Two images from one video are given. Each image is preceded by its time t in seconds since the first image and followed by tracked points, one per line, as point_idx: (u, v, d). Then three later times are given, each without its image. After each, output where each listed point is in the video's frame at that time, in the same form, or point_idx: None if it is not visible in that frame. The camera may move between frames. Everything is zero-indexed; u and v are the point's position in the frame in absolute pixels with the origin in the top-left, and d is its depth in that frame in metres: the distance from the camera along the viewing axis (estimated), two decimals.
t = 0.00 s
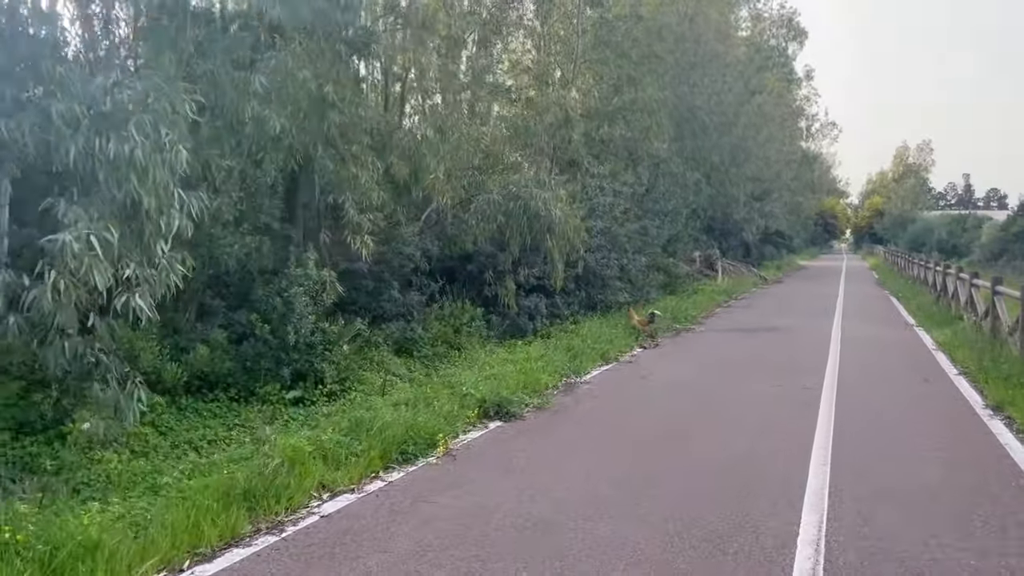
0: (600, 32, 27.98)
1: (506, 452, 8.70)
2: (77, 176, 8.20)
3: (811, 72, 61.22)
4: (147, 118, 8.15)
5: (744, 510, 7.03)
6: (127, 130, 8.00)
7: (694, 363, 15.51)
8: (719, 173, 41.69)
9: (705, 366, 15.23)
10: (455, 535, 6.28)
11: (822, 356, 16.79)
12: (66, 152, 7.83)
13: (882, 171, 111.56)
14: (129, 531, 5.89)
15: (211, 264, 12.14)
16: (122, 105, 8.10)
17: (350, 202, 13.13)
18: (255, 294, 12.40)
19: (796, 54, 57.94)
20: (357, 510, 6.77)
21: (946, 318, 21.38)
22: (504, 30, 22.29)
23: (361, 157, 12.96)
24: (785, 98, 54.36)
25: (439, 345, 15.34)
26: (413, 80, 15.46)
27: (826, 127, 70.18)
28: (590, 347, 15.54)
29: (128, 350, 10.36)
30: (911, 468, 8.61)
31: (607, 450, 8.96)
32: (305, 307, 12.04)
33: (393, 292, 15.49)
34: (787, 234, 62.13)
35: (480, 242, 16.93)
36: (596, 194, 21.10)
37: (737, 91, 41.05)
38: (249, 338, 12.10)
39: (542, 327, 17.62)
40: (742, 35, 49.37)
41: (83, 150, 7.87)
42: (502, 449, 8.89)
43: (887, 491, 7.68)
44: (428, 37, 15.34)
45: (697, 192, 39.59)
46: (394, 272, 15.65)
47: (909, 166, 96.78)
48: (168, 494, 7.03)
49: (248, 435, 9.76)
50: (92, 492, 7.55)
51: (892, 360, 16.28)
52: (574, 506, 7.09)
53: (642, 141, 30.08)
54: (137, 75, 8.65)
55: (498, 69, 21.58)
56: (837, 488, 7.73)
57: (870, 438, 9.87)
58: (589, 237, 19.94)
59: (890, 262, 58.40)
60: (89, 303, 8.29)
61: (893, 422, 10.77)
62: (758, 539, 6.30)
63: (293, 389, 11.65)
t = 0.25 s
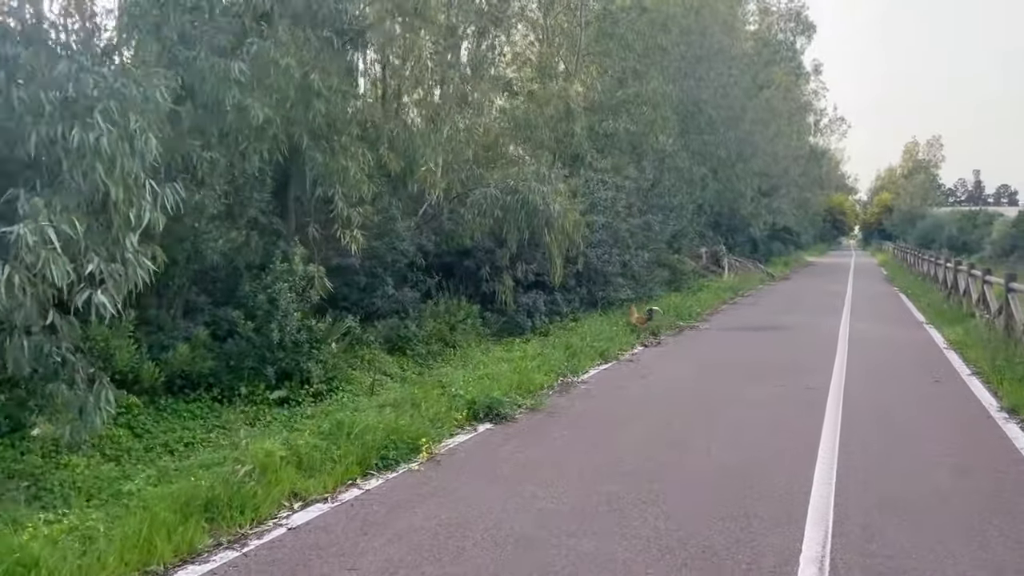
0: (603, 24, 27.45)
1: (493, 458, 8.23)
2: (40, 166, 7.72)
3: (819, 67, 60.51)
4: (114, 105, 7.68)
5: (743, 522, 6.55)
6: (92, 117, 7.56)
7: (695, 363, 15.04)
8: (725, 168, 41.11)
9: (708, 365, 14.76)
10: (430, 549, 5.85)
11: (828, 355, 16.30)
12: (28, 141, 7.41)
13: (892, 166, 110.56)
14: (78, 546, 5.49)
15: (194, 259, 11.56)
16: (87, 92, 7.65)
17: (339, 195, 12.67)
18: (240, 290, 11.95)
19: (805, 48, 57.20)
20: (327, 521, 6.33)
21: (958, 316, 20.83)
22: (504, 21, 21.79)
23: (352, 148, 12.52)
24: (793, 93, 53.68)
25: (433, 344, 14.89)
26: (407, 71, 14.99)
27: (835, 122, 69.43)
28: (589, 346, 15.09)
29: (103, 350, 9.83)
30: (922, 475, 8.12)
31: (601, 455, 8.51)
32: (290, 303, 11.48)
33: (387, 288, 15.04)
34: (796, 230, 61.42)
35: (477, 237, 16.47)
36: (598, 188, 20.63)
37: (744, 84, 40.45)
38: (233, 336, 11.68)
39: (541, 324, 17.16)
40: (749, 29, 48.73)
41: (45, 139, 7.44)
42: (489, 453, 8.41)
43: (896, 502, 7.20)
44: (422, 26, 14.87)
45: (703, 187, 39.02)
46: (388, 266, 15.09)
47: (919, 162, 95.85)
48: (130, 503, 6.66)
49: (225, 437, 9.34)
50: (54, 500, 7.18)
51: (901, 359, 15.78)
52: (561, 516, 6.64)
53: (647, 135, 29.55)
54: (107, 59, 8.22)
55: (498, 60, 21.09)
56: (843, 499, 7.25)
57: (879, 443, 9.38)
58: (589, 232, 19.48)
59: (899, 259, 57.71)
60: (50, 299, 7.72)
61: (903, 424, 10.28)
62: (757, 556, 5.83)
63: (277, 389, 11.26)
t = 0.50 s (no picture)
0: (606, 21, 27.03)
1: (482, 470, 7.87)
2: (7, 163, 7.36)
3: (828, 65, 59.91)
4: (83, 102, 7.35)
5: (741, 543, 6.18)
6: (60, 115, 7.23)
7: (697, 366, 14.66)
8: (732, 167, 40.62)
9: (710, 370, 14.37)
10: (406, 573, 5.51)
11: (834, 359, 15.89)
12: None
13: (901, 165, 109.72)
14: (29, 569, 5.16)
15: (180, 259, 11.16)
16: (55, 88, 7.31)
17: (330, 195, 12.33)
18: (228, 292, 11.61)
19: (813, 46, 56.61)
20: (298, 541, 5.98)
21: (968, 319, 20.37)
22: (505, 17, 21.39)
23: (344, 146, 12.18)
24: (801, 91, 53.11)
25: (428, 347, 14.55)
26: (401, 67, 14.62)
27: (843, 120, 68.80)
28: (588, 350, 14.72)
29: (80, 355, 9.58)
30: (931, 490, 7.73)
31: (595, 467, 8.14)
32: (277, 307, 11.13)
33: (382, 290, 14.69)
34: (803, 229, 60.85)
35: (475, 238, 16.11)
36: (599, 187, 20.25)
37: (751, 82, 39.94)
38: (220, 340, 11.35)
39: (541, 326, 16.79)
40: (757, 26, 48.19)
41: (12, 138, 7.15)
42: (478, 465, 8.05)
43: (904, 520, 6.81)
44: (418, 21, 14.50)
45: (709, 186, 38.56)
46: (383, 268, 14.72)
47: (928, 160, 95.07)
48: (95, 519, 6.32)
49: (205, 447, 9.01)
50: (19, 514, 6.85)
51: (910, 363, 15.35)
52: (548, 535, 6.28)
53: (651, 134, 29.13)
54: (81, 53, 7.89)
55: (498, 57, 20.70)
56: (848, 517, 6.87)
57: (886, 454, 8.98)
58: (591, 233, 19.09)
59: (907, 258, 57.11)
60: (15, 304, 7.48)
61: (911, 433, 9.88)
62: None
63: (264, 395, 10.91)
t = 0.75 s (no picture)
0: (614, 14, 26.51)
1: (471, 478, 7.43)
2: None
3: (841, 60, 59.12)
4: (48, 87, 6.92)
5: (746, 560, 5.72)
6: (23, 100, 6.79)
7: (704, 367, 14.16)
8: (743, 163, 40.02)
9: (718, 370, 13.88)
10: None
11: (847, 359, 15.36)
12: None
13: (915, 163, 108.54)
14: None
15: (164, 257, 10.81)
16: (19, 71, 6.86)
17: (323, 188, 11.91)
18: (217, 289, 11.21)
19: (826, 41, 55.86)
20: (267, 557, 5.56)
21: (987, 318, 19.77)
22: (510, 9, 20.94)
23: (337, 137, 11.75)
24: (814, 87, 52.41)
25: (427, 346, 14.11)
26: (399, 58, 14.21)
27: (857, 116, 67.99)
28: (592, 349, 14.25)
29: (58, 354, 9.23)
30: (952, 499, 7.22)
31: (592, 475, 7.68)
32: (265, 305, 10.69)
33: (379, 287, 14.27)
34: (816, 227, 60.09)
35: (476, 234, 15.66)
36: (605, 182, 19.77)
37: (763, 77, 39.32)
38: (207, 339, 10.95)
39: (544, 325, 16.33)
40: (769, 21, 47.52)
41: None
42: (467, 472, 7.61)
43: (922, 533, 6.32)
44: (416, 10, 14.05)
45: (720, 183, 37.97)
46: (381, 264, 14.28)
47: (943, 157, 93.97)
48: (53, 531, 5.91)
49: (185, 451, 8.60)
50: None
51: (927, 364, 14.80)
52: (537, 549, 5.84)
53: (660, 129, 28.61)
54: (49, 37, 7.49)
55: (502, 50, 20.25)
56: (861, 529, 6.39)
57: (903, 460, 8.47)
58: (596, 229, 18.61)
59: (922, 256, 56.30)
60: None
61: (927, 438, 9.37)
62: None
63: (252, 396, 10.52)
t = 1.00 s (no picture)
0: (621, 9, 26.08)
1: (461, 490, 7.06)
2: None
3: (852, 58, 58.45)
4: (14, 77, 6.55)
5: None
6: None
7: (710, 370, 13.75)
8: (753, 162, 39.51)
9: (724, 374, 13.47)
10: None
11: (858, 362, 14.92)
12: None
13: (928, 161, 107.50)
14: None
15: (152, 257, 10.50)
16: None
17: (317, 186, 11.56)
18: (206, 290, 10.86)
19: (837, 38, 55.22)
20: None
21: (1002, 319, 19.27)
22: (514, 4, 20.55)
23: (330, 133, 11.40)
24: (825, 84, 51.80)
25: (424, 349, 13.75)
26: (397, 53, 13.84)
27: (868, 114, 67.27)
28: (594, 352, 13.86)
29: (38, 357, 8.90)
30: (970, 514, 6.81)
31: (589, 487, 7.29)
32: (255, 306, 10.29)
33: (377, 287, 13.92)
34: (827, 226, 59.45)
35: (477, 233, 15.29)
36: (610, 181, 19.38)
37: (773, 74, 38.79)
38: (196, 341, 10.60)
39: (547, 326, 15.95)
40: (780, 17, 46.96)
41: None
42: (458, 484, 7.23)
43: (939, 553, 5.92)
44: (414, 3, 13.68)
45: (729, 181, 37.47)
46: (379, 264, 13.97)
47: (956, 156, 93.02)
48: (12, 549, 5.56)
49: (167, 458, 8.26)
50: None
51: (941, 367, 14.34)
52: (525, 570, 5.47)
53: (669, 126, 28.15)
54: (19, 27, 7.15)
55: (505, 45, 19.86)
56: (872, 549, 5.98)
57: (918, 471, 8.05)
58: (601, 228, 18.22)
59: (935, 256, 55.61)
60: None
61: (943, 446, 8.95)
62: None
63: (242, 401, 10.17)
